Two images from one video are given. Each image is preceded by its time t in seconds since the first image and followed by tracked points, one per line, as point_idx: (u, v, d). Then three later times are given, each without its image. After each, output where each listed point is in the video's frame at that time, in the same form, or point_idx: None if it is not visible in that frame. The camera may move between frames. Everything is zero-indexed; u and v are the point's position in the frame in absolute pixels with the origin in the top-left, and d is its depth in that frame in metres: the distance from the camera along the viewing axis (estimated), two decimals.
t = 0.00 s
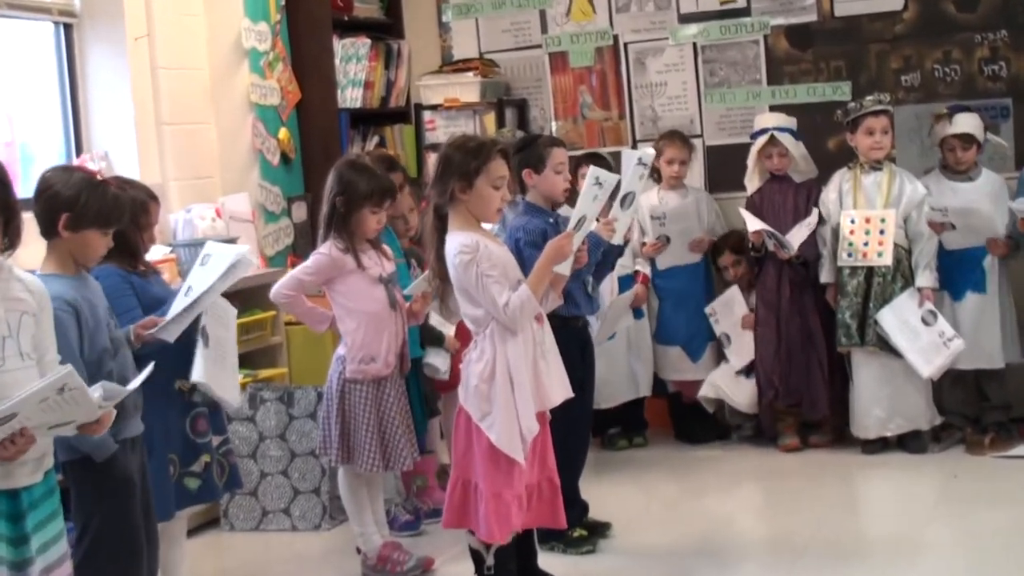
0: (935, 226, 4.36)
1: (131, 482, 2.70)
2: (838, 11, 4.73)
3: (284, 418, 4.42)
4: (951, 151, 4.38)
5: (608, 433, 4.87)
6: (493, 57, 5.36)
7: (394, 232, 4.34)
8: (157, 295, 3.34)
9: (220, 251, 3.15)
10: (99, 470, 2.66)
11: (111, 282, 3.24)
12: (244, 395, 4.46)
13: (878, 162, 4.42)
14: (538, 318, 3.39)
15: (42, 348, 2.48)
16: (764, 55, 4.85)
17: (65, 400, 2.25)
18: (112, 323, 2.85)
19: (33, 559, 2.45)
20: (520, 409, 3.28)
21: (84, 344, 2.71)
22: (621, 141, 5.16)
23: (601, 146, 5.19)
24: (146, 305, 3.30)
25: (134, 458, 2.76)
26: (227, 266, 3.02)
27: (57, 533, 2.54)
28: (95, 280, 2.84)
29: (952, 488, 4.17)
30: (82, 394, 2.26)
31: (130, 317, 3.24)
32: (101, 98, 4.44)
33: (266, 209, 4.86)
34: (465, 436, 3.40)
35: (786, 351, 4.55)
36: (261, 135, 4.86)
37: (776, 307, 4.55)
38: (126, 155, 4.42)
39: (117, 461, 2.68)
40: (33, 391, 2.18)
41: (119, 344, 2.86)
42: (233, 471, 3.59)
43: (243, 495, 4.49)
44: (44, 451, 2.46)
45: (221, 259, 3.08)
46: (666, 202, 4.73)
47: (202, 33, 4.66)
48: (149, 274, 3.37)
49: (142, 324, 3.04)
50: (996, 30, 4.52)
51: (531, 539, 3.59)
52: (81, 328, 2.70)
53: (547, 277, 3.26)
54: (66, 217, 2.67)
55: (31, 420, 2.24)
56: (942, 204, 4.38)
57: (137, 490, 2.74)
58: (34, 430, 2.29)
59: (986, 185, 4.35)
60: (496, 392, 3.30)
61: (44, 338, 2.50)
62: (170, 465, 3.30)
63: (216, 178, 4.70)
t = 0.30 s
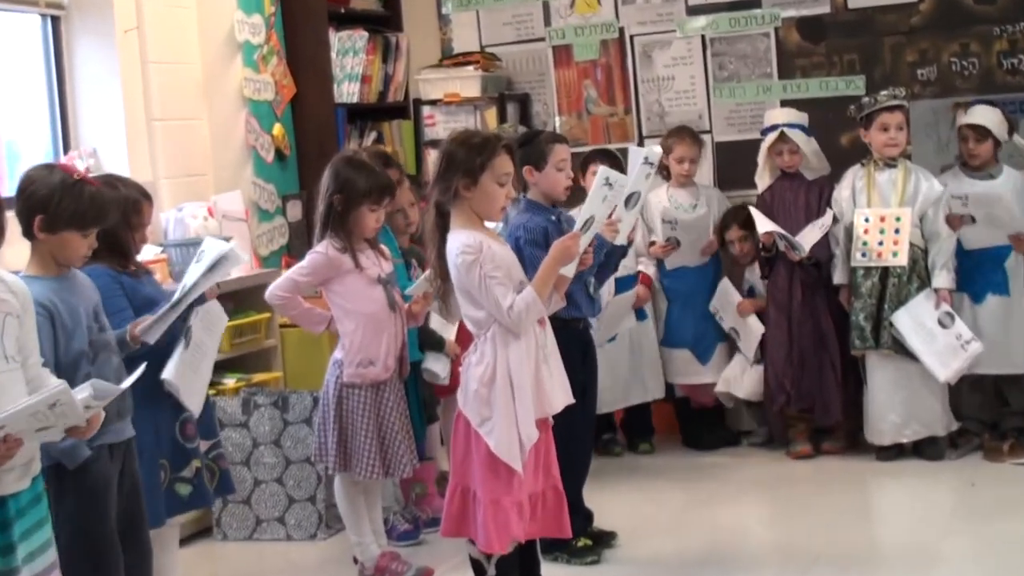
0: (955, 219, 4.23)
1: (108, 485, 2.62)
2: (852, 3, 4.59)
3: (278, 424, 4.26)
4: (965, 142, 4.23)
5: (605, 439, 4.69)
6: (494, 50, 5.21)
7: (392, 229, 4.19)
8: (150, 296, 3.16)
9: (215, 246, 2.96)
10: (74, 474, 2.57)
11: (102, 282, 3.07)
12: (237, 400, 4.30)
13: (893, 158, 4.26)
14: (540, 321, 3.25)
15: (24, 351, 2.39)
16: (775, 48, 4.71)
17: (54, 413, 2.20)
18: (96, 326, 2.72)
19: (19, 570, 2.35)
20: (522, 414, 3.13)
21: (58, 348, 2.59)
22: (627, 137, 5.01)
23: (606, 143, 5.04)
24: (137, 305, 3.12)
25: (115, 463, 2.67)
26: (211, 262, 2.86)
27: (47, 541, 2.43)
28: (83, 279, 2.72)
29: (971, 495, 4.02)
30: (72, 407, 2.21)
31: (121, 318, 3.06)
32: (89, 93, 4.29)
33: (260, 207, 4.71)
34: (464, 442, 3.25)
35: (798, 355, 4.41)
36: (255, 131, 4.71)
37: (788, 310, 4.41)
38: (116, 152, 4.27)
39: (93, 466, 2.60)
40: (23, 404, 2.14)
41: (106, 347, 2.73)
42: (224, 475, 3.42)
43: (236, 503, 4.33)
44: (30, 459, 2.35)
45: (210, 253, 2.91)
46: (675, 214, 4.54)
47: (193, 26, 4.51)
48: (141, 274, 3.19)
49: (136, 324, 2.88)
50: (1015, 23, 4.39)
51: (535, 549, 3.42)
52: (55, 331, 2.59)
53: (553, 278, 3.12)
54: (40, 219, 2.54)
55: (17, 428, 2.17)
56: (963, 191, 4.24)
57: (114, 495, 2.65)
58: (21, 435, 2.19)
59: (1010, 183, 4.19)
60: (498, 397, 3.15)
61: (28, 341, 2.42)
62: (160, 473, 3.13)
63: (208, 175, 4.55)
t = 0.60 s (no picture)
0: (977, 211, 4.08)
1: (82, 486, 2.48)
2: None
3: (272, 430, 4.12)
4: (986, 137, 4.10)
5: (610, 445, 4.53)
6: (495, 42, 5.05)
7: (388, 227, 4.03)
8: (140, 297, 3.00)
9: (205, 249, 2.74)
10: (46, 478, 2.45)
11: (89, 283, 2.91)
12: (230, 405, 4.14)
13: (909, 155, 4.11)
14: (544, 323, 3.09)
15: (6, 354, 2.28)
16: (786, 41, 4.57)
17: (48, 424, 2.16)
18: (77, 332, 2.54)
19: None
20: (526, 420, 2.97)
21: (31, 352, 2.44)
22: (634, 133, 4.87)
23: (612, 139, 4.89)
24: (127, 306, 2.97)
25: (92, 467, 2.52)
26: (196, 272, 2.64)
27: (36, 549, 2.34)
28: (71, 278, 2.57)
29: (991, 503, 3.87)
30: (68, 417, 2.17)
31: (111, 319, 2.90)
32: (76, 87, 4.14)
33: (253, 205, 4.56)
34: (466, 449, 3.10)
35: (810, 359, 4.27)
36: (248, 127, 4.56)
37: (800, 313, 4.27)
38: (104, 149, 4.11)
39: (58, 469, 2.45)
40: (18, 415, 2.11)
41: (88, 353, 2.57)
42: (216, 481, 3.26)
43: (227, 512, 4.17)
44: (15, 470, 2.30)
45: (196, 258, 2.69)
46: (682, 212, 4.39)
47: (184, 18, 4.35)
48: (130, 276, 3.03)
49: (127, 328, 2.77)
50: None
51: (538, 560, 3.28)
52: (29, 334, 2.43)
53: (557, 279, 2.97)
54: (24, 219, 2.39)
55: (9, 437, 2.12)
56: (989, 172, 4.08)
57: (93, 495, 2.50)
58: (9, 443, 2.13)
59: None
60: (500, 403, 3.00)
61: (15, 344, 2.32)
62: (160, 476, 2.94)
63: (200, 173, 4.40)
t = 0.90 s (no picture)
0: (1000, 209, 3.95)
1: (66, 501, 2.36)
2: None
3: (265, 438, 3.96)
4: (1009, 131, 3.96)
5: (616, 453, 4.39)
6: (496, 35, 4.90)
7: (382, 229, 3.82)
8: (120, 298, 2.85)
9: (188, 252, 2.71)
10: (25, 499, 2.31)
11: (66, 288, 2.77)
12: (221, 411, 3.98)
13: (926, 151, 3.97)
14: (547, 326, 2.93)
15: None
16: (799, 33, 4.43)
17: (29, 427, 2.04)
18: (59, 338, 2.40)
19: None
20: (529, 426, 2.82)
21: (16, 360, 2.27)
22: (640, 129, 4.72)
23: (618, 135, 4.74)
24: (106, 309, 2.82)
25: (76, 485, 2.41)
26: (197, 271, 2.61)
27: (19, 562, 2.17)
28: (45, 283, 2.42)
29: (1014, 511, 3.72)
30: (49, 420, 2.06)
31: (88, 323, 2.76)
32: (62, 80, 4.00)
33: (245, 203, 4.41)
34: (465, 458, 2.95)
35: (824, 363, 4.13)
36: (240, 122, 4.41)
37: (812, 315, 4.13)
38: (91, 144, 3.97)
39: (44, 485, 2.33)
40: (3, 418, 1.97)
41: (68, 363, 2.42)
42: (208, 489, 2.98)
43: (219, 522, 4.00)
44: None
45: (188, 261, 2.64)
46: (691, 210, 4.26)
47: (174, 10, 4.20)
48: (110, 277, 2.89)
49: (100, 332, 2.62)
50: None
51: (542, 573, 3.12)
52: (13, 340, 2.27)
53: (562, 280, 2.82)
54: (15, 219, 2.28)
55: None
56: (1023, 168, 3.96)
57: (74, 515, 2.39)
58: None
59: None
60: (501, 408, 2.84)
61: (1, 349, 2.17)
62: (149, 483, 2.80)
63: (191, 170, 4.24)
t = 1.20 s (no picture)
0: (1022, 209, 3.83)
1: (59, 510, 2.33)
2: None
3: (257, 444, 3.76)
4: None
5: (622, 461, 4.25)
6: (497, 27, 4.75)
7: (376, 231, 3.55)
8: (88, 301, 2.83)
9: (175, 256, 2.83)
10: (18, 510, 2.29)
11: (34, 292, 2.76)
12: (212, 416, 3.79)
13: (945, 148, 3.82)
14: (549, 329, 2.77)
15: None
16: (812, 25, 4.28)
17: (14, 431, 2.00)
18: (45, 344, 2.38)
19: None
20: (530, 432, 2.66)
21: (12, 372, 2.25)
22: (647, 125, 4.57)
23: (624, 130, 4.59)
24: (73, 313, 2.81)
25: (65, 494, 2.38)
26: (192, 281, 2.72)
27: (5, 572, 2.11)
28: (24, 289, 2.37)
29: None
30: (35, 424, 2.02)
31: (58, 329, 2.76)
32: (47, 72, 3.85)
33: (237, 202, 4.27)
34: (463, 467, 2.79)
35: (837, 368, 3.98)
36: (232, 117, 4.25)
37: (824, 319, 3.99)
38: (77, 139, 3.83)
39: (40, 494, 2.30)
40: None
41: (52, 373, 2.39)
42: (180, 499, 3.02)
43: (210, 532, 3.81)
44: None
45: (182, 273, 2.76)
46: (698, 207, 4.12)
47: None
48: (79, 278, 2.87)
49: (74, 334, 2.59)
50: None
51: None
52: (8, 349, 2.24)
53: (565, 282, 2.67)
54: (6, 220, 2.23)
55: None
56: None
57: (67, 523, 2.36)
58: None
59: None
60: (502, 414, 2.68)
61: None
62: (104, 497, 2.83)
63: (180, 166, 4.10)
